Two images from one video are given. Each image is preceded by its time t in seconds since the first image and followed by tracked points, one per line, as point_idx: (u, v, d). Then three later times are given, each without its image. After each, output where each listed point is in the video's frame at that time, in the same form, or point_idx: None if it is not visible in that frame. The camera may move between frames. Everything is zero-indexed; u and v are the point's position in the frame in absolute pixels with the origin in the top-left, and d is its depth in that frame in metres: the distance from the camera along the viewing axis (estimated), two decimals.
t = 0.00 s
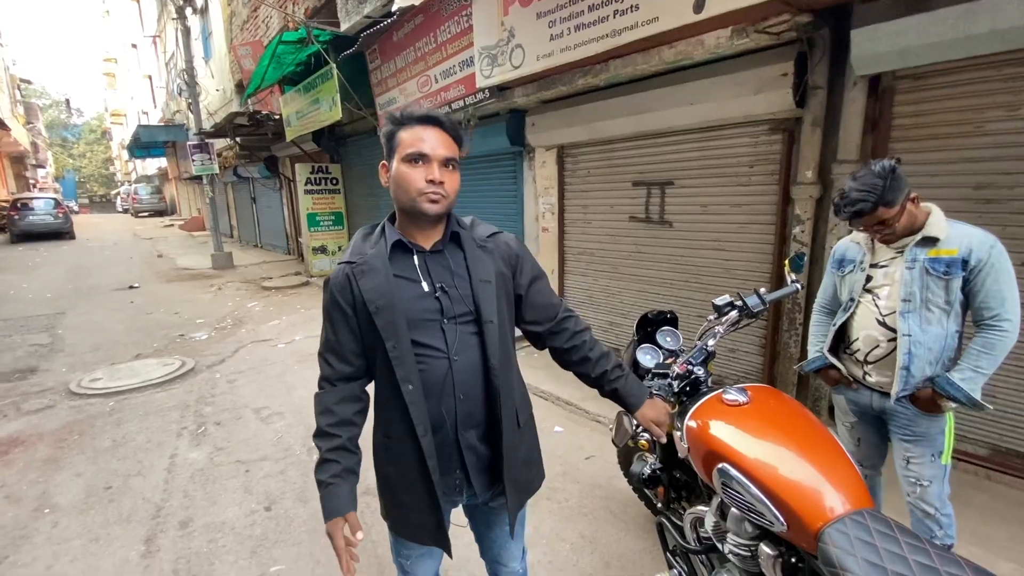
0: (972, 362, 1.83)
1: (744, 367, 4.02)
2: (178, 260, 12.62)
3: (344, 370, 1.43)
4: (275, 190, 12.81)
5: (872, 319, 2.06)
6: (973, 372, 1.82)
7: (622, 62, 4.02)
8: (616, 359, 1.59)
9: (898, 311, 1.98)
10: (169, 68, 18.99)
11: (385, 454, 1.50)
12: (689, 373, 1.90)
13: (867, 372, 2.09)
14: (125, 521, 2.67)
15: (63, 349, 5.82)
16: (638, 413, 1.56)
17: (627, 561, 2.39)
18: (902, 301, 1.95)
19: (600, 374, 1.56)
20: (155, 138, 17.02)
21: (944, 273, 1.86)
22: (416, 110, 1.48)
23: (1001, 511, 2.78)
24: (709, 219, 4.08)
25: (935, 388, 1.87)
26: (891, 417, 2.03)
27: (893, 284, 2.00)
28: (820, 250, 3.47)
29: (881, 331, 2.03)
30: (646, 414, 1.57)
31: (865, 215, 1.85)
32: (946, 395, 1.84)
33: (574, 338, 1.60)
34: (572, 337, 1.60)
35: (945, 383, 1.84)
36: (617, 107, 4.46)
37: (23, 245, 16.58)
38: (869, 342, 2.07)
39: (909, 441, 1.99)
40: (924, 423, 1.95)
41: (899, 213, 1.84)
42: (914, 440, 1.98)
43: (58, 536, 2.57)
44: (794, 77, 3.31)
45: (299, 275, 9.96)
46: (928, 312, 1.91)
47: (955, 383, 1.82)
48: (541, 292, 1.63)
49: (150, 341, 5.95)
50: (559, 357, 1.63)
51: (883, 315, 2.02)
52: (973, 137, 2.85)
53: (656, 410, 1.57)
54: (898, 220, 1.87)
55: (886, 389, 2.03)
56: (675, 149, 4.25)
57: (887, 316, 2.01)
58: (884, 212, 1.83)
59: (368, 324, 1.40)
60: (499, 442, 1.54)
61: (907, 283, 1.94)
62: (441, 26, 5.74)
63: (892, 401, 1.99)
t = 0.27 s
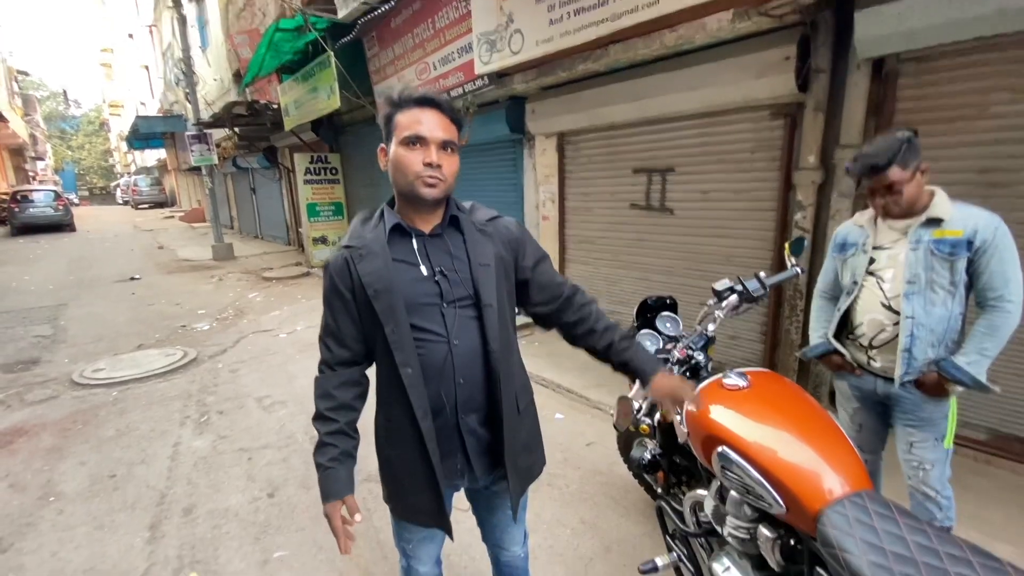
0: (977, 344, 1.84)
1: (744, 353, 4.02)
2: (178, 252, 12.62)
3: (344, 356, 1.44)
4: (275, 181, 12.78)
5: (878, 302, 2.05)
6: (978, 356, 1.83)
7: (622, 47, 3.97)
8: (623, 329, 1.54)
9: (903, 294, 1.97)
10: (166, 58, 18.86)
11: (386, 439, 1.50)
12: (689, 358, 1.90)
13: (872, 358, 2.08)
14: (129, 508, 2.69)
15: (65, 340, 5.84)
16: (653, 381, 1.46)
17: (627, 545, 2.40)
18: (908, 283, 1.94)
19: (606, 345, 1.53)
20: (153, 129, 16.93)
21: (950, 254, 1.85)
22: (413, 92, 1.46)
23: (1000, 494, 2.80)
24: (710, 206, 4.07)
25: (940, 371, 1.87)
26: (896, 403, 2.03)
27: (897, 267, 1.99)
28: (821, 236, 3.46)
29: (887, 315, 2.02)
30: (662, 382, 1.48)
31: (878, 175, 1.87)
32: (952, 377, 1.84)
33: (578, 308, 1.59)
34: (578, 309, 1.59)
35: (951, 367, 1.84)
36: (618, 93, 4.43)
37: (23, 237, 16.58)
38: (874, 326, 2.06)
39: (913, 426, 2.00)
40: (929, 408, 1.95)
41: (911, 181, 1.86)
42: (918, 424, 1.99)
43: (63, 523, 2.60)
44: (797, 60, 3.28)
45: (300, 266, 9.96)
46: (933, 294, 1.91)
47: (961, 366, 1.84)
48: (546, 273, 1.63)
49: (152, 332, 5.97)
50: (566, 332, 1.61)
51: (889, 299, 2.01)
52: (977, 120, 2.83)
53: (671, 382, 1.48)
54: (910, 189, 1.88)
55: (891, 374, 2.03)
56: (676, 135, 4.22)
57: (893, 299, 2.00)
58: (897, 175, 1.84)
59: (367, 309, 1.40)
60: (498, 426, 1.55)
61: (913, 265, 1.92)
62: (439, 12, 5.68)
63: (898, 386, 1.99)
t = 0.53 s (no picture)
0: (992, 325, 1.86)
1: (748, 339, 4.01)
2: (181, 244, 12.63)
3: (348, 339, 1.43)
4: (275, 171, 12.74)
5: (891, 288, 2.00)
6: (994, 336, 1.85)
7: (623, 30, 3.91)
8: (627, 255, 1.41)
9: (918, 278, 1.93)
10: (164, 49, 18.75)
11: (390, 422, 1.50)
12: (690, 343, 1.89)
13: (884, 344, 2.04)
14: (135, 497, 2.71)
15: (69, 332, 5.86)
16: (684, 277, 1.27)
17: (629, 531, 2.41)
18: (921, 266, 1.91)
19: (614, 278, 1.40)
20: (152, 122, 16.87)
21: (964, 235, 1.84)
22: (425, 71, 1.43)
23: (1004, 477, 2.79)
24: (713, 190, 4.02)
25: (956, 353, 1.88)
26: (909, 386, 2.01)
27: (908, 251, 1.96)
28: (826, 220, 3.42)
29: (902, 301, 1.97)
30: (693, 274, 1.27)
31: (905, 133, 1.87)
32: (970, 360, 1.85)
33: (588, 257, 1.48)
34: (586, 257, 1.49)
35: (968, 349, 1.86)
36: (619, 78, 4.37)
37: (26, 231, 16.63)
38: (888, 313, 2.02)
39: (925, 409, 1.98)
40: (944, 391, 1.94)
41: (937, 143, 1.85)
42: (929, 408, 1.97)
43: (70, 512, 2.62)
44: (801, 40, 3.22)
45: (302, 257, 9.96)
46: (947, 276, 1.88)
47: (978, 348, 1.85)
48: (556, 243, 1.57)
49: (155, 324, 5.99)
50: (578, 290, 1.50)
51: (902, 284, 1.97)
52: (984, 100, 2.78)
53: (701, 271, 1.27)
54: (934, 154, 1.86)
55: (907, 359, 1.99)
56: (678, 119, 4.16)
57: (907, 285, 1.96)
58: (923, 132, 1.85)
59: (372, 291, 1.39)
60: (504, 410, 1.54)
61: (926, 248, 1.90)
62: None
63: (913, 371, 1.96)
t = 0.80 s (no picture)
0: (1005, 317, 1.84)
1: (753, 332, 4.00)
2: (186, 240, 12.68)
3: (364, 330, 1.44)
4: (279, 167, 12.75)
5: (903, 281, 1.97)
6: (1005, 329, 1.84)
7: (627, 22, 3.88)
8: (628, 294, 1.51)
9: (930, 271, 1.90)
10: (167, 45, 18.75)
11: (401, 413, 1.52)
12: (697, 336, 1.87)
13: (894, 337, 2.02)
14: (144, 490, 2.74)
15: (77, 328, 5.91)
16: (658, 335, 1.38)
17: (635, 523, 2.42)
18: (934, 258, 1.88)
19: (612, 312, 1.50)
20: (156, 117, 16.89)
21: (977, 226, 1.82)
22: (438, 63, 1.43)
23: (1011, 470, 2.78)
24: (719, 184, 4.00)
25: (967, 347, 1.86)
26: (918, 379, 1.99)
27: (921, 243, 1.93)
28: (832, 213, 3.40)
29: (913, 293, 1.95)
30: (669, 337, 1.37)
31: (923, 118, 1.84)
32: (981, 352, 1.83)
33: (583, 284, 1.58)
34: (589, 283, 1.57)
35: (979, 342, 1.84)
36: (624, 70, 4.34)
37: (33, 227, 16.72)
38: (899, 305, 1.99)
39: (933, 403, 1.97)
40: (954, 384, 1.93)
41: (953, 132, 1.82)
42: (937, 402, 1.96)
43: (81, 505, 2.65)
44: (809, 31, 3.18)
45: (306, 252, 9.98)
46: (960, 268, 1.86)
47: (990, 341, 1.83)
48: (566, 256, 1.62)
49: (162, 319, 6.02)
50: (579, 310, 1.59)
51: (914, 277, 1.95)
52: (994, 90, 2.75)
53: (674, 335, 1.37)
54: (950, 143, 1.83)
55: (917, 352, 1.97)
56: (684, 112, 4.13)
57: (919, 278, 1.94)
58: (941, 119, 1.82)
59: (385, 285, 1.39)
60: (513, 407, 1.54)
61: (939, 239, 1.87)
62: None
63: (924, 364, 1.94)
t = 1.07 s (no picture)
0: (1011, 318, 1.82)
1: (757, 332, 3.99)
2: (191, 239, 12.72)
3: (371, 323, 1.42)
4: (283, 166, 12.78)
5: (907, 279, 1.96)
6: (1011, 330, 1.81)
7: (632, 20, 3.88)
8: (629, 320, 1.60)
9: (934, 269, 1.89)
10: (173, 45, 18.83)
11: (408, 408, 1.50)
12: (701, 334, 1.86)
13: (898, 336, 2.00)
14: (148, 487, 2.75)
15: (83, 326, 5.93)
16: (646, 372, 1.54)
17: (638, 522, 2.41)
18: (938, 256, 1.87)
19: (611, 333, 1.58)
20: (162, 117, 16.96)
21: (983, 226, 1.80)
22: (461, 57, 1.41)
23: (1018, 472, 2.76)
24: (724, 182, 3.99)
25: (971, 347, 1.85)
26: (922, 378, 1.98)
27: (926, 241, 1.91)
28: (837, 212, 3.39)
29: (917, 292, 1.93)
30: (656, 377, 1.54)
31: (932, 115, 1.81)
32: (986, 353, 1.82)
33: (587, 297, 1.63)
34: (589, 299, 1.62)
35: (984, 342, 1.83)
36: (629, 69, 4.33)
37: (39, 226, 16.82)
38: (903, 304, 1.98)
39: (939, 403, 1.96)
40: (958, 383, 1.92)
41: (963, 128, 1.79)
42: (943, 401, 1.95)
43: (85, 502, 2.66)
44: (814, 29, 3.15)
45: (310, 251, 9.99)
46: (965, 267, 1.85)
47: (995, 341, 1.81)
48: (569, 261, 1.64)
49: (167, 317, 6.04)
50: (575, 319, 1.65)
51: (919, 275, 1.93)
52: (1001, 88, 2.73)
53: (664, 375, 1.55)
54: (961, 140, 1.80)
55: (920, 351, 1.96)
56: (689, 110, 4.12)
57: (923, 276, 1.92)
58: (951, 115, 1.78)
59: (399, 279, 1.39)
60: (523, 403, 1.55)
61: (943, 238, 1.86)
62: None
63: (926, 362, 1.92)
